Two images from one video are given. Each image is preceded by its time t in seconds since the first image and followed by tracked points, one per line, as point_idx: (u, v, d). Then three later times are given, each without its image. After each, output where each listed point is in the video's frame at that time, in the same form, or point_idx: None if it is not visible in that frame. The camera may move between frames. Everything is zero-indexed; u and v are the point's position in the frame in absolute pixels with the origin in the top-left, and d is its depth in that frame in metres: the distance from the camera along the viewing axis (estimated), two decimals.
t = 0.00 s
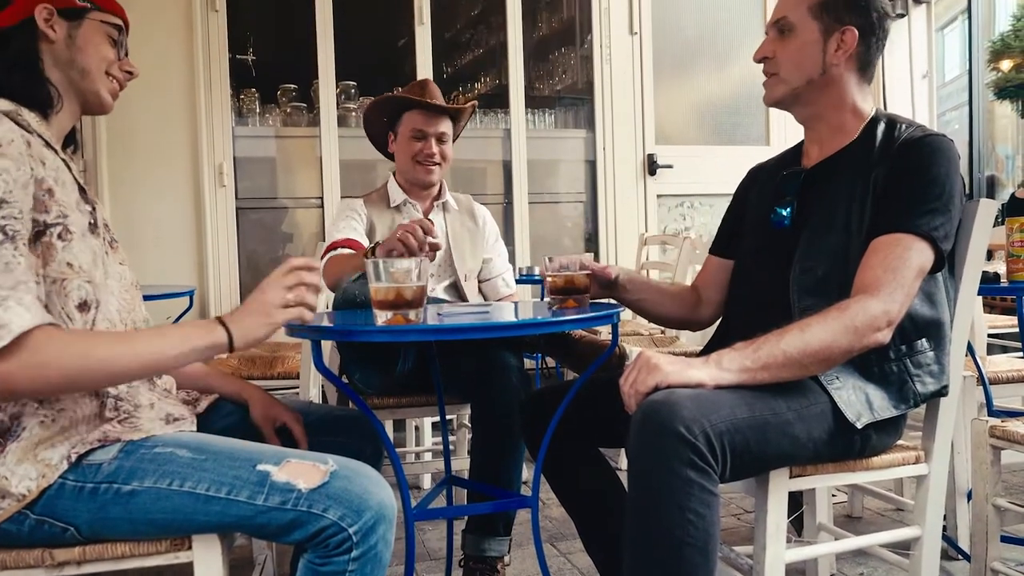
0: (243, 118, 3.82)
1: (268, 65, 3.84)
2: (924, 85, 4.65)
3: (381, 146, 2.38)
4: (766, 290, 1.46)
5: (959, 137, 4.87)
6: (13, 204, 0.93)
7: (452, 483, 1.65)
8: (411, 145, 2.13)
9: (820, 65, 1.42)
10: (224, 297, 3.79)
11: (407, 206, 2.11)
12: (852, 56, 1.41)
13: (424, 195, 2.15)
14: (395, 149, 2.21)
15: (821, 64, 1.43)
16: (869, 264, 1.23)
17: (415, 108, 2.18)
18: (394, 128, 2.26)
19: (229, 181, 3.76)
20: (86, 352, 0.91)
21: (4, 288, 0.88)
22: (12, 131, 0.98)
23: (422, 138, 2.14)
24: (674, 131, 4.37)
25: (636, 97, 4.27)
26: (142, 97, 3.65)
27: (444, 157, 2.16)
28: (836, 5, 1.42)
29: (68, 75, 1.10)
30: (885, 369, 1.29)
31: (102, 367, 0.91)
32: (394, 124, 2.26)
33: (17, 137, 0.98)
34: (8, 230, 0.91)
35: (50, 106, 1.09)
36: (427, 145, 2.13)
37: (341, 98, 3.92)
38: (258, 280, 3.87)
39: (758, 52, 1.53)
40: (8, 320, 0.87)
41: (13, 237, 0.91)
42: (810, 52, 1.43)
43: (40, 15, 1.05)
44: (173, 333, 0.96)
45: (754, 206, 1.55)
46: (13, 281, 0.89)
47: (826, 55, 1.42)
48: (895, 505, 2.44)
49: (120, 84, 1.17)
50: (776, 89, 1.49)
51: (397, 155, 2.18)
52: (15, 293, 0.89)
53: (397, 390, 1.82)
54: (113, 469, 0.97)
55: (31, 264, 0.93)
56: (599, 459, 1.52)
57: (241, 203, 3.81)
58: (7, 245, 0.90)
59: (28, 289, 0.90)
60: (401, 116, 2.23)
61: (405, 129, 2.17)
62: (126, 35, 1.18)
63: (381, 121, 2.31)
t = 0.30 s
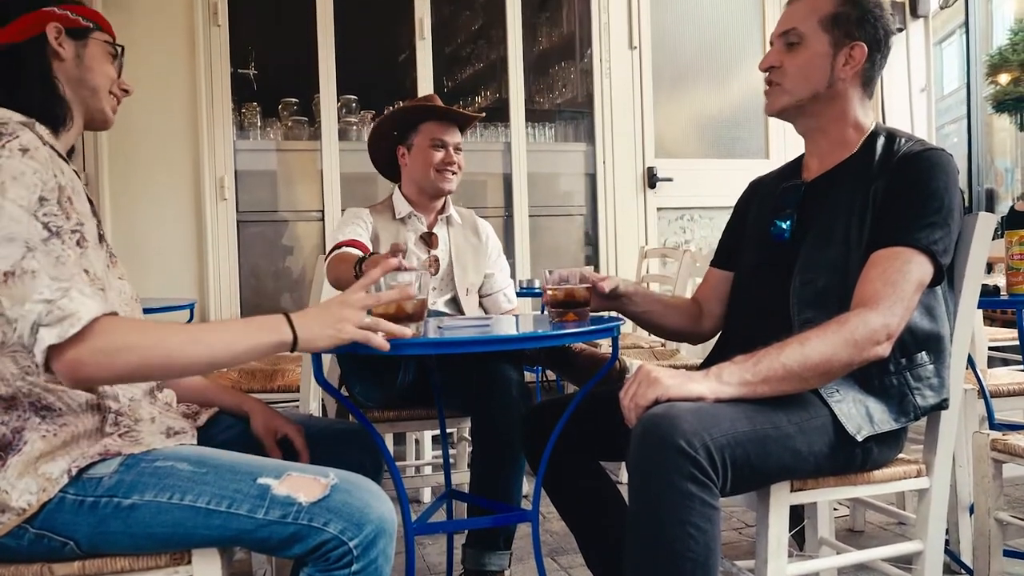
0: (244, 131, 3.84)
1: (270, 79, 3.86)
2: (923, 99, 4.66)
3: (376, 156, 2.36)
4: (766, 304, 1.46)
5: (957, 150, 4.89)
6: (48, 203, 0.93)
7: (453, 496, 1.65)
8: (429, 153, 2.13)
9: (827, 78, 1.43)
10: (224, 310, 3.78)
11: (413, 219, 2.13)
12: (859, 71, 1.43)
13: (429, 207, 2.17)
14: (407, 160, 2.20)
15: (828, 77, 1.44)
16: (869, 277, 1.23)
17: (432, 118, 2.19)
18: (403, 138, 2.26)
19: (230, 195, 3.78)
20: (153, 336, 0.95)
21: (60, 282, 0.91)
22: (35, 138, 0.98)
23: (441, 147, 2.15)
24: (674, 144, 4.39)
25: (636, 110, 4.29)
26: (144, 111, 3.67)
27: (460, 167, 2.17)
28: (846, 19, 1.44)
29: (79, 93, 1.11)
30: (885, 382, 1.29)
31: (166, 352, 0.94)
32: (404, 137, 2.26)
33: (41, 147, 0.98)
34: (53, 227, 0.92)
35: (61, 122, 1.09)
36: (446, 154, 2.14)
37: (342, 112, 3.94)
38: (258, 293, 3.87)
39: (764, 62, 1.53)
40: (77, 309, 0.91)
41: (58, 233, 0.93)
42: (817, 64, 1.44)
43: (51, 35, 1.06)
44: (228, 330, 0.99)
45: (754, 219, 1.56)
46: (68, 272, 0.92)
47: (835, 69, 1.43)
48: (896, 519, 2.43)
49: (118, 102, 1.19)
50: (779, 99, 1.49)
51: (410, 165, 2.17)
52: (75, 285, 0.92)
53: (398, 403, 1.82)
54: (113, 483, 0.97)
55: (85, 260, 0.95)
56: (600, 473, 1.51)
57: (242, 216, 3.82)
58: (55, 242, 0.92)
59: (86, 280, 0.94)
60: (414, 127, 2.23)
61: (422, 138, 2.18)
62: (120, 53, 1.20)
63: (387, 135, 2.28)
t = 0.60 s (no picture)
0: (245, 142, 3.85)
1: (270, 89, 3.88)
2: (921, 110, 4.67)
3: (389, 168, 2.40)
4: (765, 315, 1.46)
5: (957, 160, 4.90)
6: (57, 199, 0.94)
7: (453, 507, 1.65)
8: (428, 166, 2.14)
9: (829, 91, 1.44)
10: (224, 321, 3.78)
11: (418, 229, 2.14)
12: (861, 83, 1.44)
13: (435, 219, 2.16)
14: (410, 171, 2.22)
15: (831, 90, 1.45)
16: (868, 288, 1.24)
17: (435, 130, 2.20)
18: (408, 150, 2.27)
19: (231, 206, 3.79)
20: (174, 324, 0.96)
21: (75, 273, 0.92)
22: (37, 141, 0.98)
23: (440, 160, 2.15)
24: (674, 154, 4.40)
25: (636, 120, 4.30)
26: (146, 123, 3.68)
27: (460, 180, 2.17)
28: (845, 32, 1.45)
29: (69, 104, 1.12)
30: (886, 393, 1.28)
31: (182, 340, 0.96)
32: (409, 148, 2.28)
33: (44, 150, 0.99)
34: (61, 222, 0.93)
35: (57, 133, 1.10)
36: (445, 167, 2.14)
37: (342, 123, 3.95)
38: (258, 303, 3.87)
39: (764, 78, 1.54)
40: (94, 297, 0.91)
41: (66, 227, 0.93)
42: (819, 79, 1.45)
43: (29, 51, 1.08)
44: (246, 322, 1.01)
45: (754, 230, 1.56)
46: (83, 264, 0.93)
47: (837, 82, 1.44)
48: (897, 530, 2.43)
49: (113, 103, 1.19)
50: (783, 114, 1.49)
51: (412, 177, 2.19)
52: (90, 275, 0.93)
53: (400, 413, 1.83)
54: (112, 494, 0.97)
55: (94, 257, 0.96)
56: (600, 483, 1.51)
57: (242, 226, 3.83)
58: (66, 236, 0.93)
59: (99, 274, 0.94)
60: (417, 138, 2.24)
61: (423, 150, 2.19)
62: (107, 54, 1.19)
63: (395, 144, 2.32)
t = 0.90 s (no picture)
0: (245, 150, 3.86)
1: (270, 97, 3.89)
2: (920, 118, 4.68)
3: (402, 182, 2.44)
4: (764, 323, 1.46)
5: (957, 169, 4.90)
6: (59, 214, 0.95)
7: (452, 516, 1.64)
8: (427, 176, 2.17)
9: (829, 100, 1.45)
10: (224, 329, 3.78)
11: (422, 237, 2.14)
12: (861, 91, 1.44)
13: (438, 227, 2.16)
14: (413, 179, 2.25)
15: (831, 99, 1.46)
16: (868, 296, 1.24)
17: (436, 140, 2.22)
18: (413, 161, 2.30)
19: (232, 214, 3.79)
20: (180, 332, 0.96)
21: (86, 286, 0.92)
22: (37, 154, 0.99)
23: (439, 170, 2.17)
24: (674, 162, 4.41)
25: (635, 128, 4.32)
26: (147, 131, 3.70)
27: (460, 190, 2.18)
28: (845, 40, 1.45)
29: (60, 106, 1.12)
30: (886, 401, 1.28)
31: (196, 349, 0.96)
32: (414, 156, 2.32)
33: (43, 161, 0.99)
34: (67, 236, 0.94)
35: (52, 141, 1.10)
36: (442, 177, 2.16)
37: (342, 131, 3.96)
38: (258, 311, 3.87)
39: (764, 87, 1.54)
40: (109, 310, 0.91)
41: (73, 240, 0.94)
42: (819, 87, 1.45)
43: (13, 56, 1.07)
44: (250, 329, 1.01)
45: (754, 237, 1.57)
46: (93, 277, 0.93)
47: (837, 90, 1.44)
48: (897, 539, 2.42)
49: (112, 97, 1.18)
50: (783, 123, 1.49)
51: (414, 185, 2.21)
52: (102, 288, 0.93)
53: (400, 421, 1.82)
54: (112, 502, 0.97)
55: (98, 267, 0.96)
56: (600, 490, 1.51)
57: (243, 235, 3.83)
58: (73, 249, 0.93)
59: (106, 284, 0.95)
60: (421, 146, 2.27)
61: (423, 159, 2.21)
62: (100, 47, 1.18)
63: (401, 152, 2.37)
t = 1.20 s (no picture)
0: (246, 158, 3.86)
1: (270, 106, 3.90)
2: (919, 126, 4.68)
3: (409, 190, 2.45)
4: (764, 331, 1.47)
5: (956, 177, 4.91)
6: (68, 237, 0.95)
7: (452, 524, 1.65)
8: (432, 185, 2.18)
9: (827, 110, 1.45)
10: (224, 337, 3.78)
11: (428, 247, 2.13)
12: (858, 99, 1.45)
13: (442, 237, 2.17)
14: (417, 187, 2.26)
15: (828, 109, 1.46)
16: (868, 303, 1.24)
17: (441, 149, 2.23)
18: (419, 170, 2.31)
19: (232, 222, 3.80)
20: (185, 354, 0.97)
21: (94, 312, 0.92)
22: (43, 170, 0.98)
23: (443, 179, 2.18)
24: (674, 171, 4.41)
25: (635, 136, 4.33)
26: (148, 140, 3.70)
27: (465, 201, 2.18)
28: (840, 50, 1.46)
29: (68, 115, 1.11)
30: (887, 409, 1.28)
31: (198, 368, 0.97)
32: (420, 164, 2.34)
33: (49, 178, 0.99)
34: (75, 258, 0.94)
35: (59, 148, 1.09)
36: (447, 187, 2.16)
37: (343, 139, 3.97)
38: (258, 320, 3.87)
39: (763, 101, 1.54)
40: (118, 338, 0.92)
41: (80, 263, 0.95)
42: (816, 97, 1.46)
43: (27, 56, 1.06)
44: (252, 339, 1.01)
45: (753, 244, 1.57)
46: (98, 304, 0.94)
47: (835, 100, 1.45)
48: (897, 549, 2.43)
49: (125, 109, 1.18)
50: (783, 133, 1.50)
51: (419, 193, 2.23)
52: (109, 314, 0.94)
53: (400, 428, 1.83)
54: (114, 509, 0.97)
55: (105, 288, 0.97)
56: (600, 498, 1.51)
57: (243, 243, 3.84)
58: (81, 273, 0.94)
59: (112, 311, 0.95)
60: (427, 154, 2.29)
61: (429, 168, 2.23)
62: (122, 54, 1.17)
63: (407, 160, 2.39)
